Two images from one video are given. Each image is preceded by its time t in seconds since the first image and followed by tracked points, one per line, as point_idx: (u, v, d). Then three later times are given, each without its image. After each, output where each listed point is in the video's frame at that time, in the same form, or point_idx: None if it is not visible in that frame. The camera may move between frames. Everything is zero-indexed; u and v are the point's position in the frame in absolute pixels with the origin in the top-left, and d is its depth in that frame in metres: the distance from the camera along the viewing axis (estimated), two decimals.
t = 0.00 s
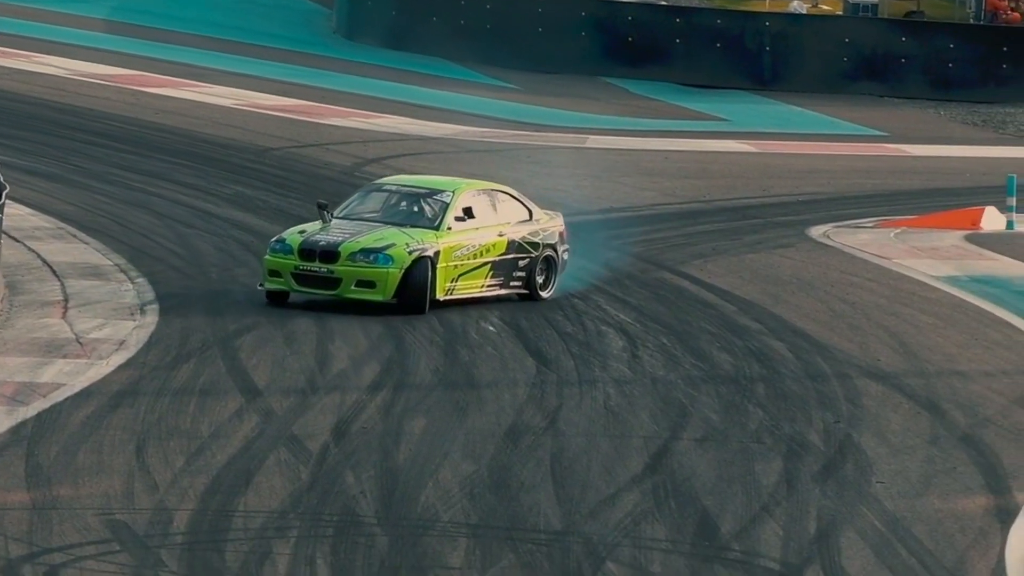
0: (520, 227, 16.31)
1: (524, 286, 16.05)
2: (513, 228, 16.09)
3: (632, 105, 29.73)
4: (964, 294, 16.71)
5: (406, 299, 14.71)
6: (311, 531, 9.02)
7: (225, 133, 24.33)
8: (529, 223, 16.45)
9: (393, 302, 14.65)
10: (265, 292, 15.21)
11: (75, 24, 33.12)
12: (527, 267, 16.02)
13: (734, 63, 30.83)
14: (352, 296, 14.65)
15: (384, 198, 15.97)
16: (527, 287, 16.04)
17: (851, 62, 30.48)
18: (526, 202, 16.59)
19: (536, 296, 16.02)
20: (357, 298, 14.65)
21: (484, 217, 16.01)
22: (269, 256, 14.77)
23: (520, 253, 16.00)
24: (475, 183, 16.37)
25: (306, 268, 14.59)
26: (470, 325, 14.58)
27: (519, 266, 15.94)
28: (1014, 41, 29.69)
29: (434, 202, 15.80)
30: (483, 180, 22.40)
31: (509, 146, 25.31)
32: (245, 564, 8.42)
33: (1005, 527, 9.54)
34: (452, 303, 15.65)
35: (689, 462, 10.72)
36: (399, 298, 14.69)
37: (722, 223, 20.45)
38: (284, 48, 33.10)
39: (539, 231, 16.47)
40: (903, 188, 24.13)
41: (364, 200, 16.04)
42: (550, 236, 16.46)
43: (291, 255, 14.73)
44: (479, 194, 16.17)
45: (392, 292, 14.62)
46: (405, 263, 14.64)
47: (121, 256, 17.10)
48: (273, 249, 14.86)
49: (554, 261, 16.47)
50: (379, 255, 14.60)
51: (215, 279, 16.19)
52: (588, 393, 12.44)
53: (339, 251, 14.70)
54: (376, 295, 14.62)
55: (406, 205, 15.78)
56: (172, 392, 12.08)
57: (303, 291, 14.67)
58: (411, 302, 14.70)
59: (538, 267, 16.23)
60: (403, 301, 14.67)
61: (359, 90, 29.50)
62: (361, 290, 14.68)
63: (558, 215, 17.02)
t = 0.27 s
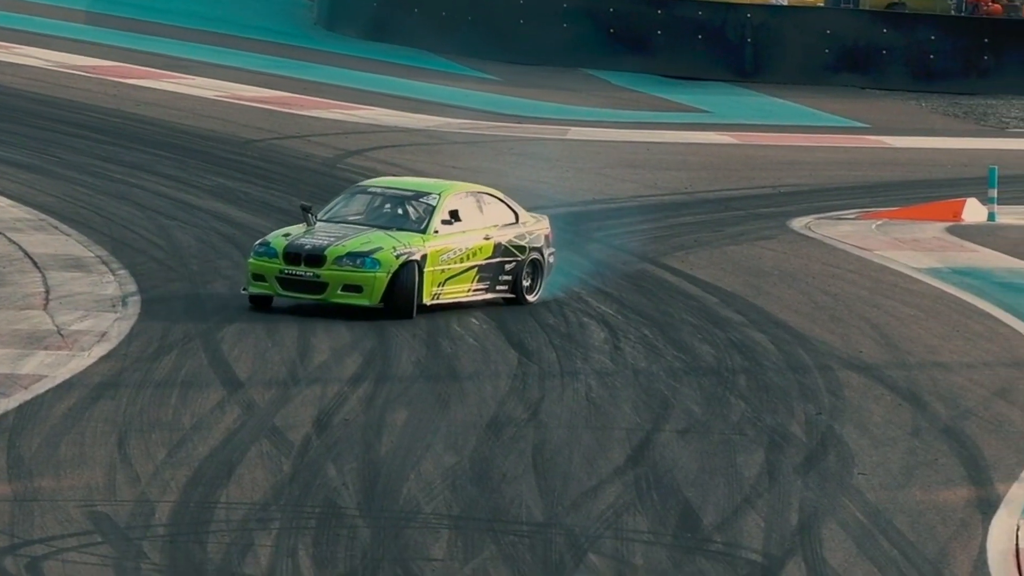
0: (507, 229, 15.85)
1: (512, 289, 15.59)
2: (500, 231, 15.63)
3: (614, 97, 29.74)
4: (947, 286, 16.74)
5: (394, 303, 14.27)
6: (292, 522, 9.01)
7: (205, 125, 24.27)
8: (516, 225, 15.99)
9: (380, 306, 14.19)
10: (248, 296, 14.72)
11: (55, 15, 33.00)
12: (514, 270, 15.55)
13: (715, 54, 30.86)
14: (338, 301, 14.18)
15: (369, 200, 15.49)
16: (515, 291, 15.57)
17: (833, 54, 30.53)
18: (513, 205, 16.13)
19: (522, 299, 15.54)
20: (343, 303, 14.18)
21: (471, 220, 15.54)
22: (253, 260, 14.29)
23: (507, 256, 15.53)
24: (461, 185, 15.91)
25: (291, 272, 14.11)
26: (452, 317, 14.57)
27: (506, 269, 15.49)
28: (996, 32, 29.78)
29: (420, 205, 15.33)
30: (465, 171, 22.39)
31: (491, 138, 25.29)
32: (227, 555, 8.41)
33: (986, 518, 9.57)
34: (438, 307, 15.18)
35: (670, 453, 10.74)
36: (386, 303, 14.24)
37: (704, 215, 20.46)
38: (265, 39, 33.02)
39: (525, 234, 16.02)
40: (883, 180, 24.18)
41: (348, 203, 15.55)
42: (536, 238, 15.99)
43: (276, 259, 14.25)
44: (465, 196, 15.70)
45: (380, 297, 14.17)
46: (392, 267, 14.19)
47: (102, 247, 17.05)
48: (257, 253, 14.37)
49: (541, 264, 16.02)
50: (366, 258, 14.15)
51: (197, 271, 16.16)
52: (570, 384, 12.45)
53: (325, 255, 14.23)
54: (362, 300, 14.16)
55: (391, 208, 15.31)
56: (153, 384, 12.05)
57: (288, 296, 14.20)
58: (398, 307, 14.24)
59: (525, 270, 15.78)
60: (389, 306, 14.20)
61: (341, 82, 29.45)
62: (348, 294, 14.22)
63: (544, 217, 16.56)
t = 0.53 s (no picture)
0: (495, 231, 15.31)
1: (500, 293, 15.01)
2: (488, 234, 15.10)
3: (598, 89, 29.73)
4: (933, 278, 16.76)
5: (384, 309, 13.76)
6: (278, 514, 9.00)
7: (190, 116, 24.20)
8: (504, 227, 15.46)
9: (370, 312, 13.68)
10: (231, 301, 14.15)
11: (40, 7, 32.89)
12: (502, 274, 14.99)
13: (701, 46, 30.88)
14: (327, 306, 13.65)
15: (353, 203, 14.94)
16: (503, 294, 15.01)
17: (818, 46, 30.55)
18: (500, 207, 15.60)
19: (510, 303, 15.01)
20: (332, 308, 13.66)
21: (459, 222, 15.01)
22: (238, 265, 13.71)
23: (496, 259, 15.01)
24: (449, 188, 15.36)
25: (278, 277, 13.55)
26: (438, 308, 14.61)
27: (495, 272, 14.95)
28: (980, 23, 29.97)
29: (408, 209, 14.79)
30: (450, 163, 22.37)
31: (477, 130, 25.27)
32: (213, 547, 8.40)
33: (971, 509, 9.59)
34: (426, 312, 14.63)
35: (656, 444, 10.75)
36: (376, 309, 13.73)
37: (690, 206, 20.47)
38: (250, 31, 32.94)
39: (513, 235, 15.48)
40: (867, 171, 24.21)
41: (334, 205, 14.97)
42: (523, 240, 15.46)
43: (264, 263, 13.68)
44: (453, 198, 15.17)
45: (370, 302, 13.65)
46: (383, 272, 13.68)
47: (87, 239, 17.01)
48: (244, 257, 13.79)
49: (529, 266, 15.47)
50: (356, 263, 13.62)
51: (181, 263, 16.13)
52: (555, 376, 12.46)
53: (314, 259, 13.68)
54: (352, 306, 13.63)
55: (378, 212, 14.76)
56: (138, 375, 12.03)
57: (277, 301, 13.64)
58: (390, 311, 13.71)
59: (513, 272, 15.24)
60: (380, 311, 13.69)
61: (326, 73, 29.38)
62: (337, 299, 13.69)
63: (529, 218, 15.99)
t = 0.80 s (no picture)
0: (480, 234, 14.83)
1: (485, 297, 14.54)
2: (474, 236, 14.64)
3: (585, 79, 29.71)
4: (920, 269, 16.76)
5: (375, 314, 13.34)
6: (264, 505, 8.99)
7: (176, 107, 24.15)
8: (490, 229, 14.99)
9: (361, 317, 13.26)
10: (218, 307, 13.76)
11: None
12: (486, 276, 14.50)
13: (688, 37, 30.88)
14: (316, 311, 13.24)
15: (338, 205, 14.48)
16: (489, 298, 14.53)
17: (805, 37, 30.56)
18: (486, 209, 15.15)
19: (497, 306, 14.52)
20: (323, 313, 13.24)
21: (447, 224, 14.54)
22: (224, 270, 13.33)
23: (483, 262, 14.54)
24: (435, 189, 14.91)
25: (267, 283, 13.16)
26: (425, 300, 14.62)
27: (481, 275, 14.47)
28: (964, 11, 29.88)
29: (395, 211, 14.34)
30: (437, 154, 22.34)
31: (463, 121, 25.23)
32: (199, 538, 8.39)
33: (957, 500, 9.60)
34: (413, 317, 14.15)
35: (643, 436, 10.75)
36: (367, 314, 13.30)
37: (676, 197, 20.47)
38: (237, 22, 32.87)
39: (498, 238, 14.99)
40: (854, 162, 24.22)
41: (319, 208, 14.50)
42: (509, 243, 14.97)
43: (252, 268, 13.28)
44: (439, 199, 14.71)
45: (361, 307, 13.23)
46: (373, 277, 13.26)
47: (73, 229, 16.98)
48: (231, 263, 13.39)
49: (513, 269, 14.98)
50: (345, 267, 13.22)
51: (168, 254, 16.10)
52: (542, 367, 12.46)
53: (303, 264, 13.26)
54: (343, 311, 13.22)
55: (365, 214, 14.31)
56: (125, 366, 12.02)
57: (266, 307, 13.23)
58: (382, 317, 13.29)
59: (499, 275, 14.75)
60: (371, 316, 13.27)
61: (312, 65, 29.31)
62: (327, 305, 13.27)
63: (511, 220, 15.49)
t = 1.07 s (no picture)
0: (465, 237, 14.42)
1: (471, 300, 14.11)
2: (461, 240, 14.22)
3: (574, 70, 29.70)
4: (911, 261, 16.76)
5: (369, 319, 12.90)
6: (255, 496, 8.98)
7: (166, 98, 24.10)
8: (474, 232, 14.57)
9: (355, 323, 12.80)
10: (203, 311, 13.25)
11: None
12: (473, 280, 14.03)
13: (678, 27, 30.88)
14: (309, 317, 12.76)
15: (324, 208, 14.00)
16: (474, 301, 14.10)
17: (795, 27, 30.59)
18: (470, 212, 14.72)
19: (482, 310, 14.04)
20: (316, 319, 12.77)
21: (433, 227, 14.10)
22: (212, 275, 12.82)
23: (468, 265, 14.07)
24: (420, 192, 14.46)
25: (258, 288, 12.67)
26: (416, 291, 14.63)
27: (466, 278, 14.03)
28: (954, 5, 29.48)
29: (383, 215, 13.88)
30: (427, 145, 22.31)
31: (453, 112, 25.20)
32: (190, 530, 8.38)
33: (947, 491, 9.62)
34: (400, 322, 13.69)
35: (633, 427, 10.76)
36: (361, 320, 12.85)
37: (666, 188, 20.47)
38: (227, 13, 32.80)
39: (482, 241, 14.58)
40: (844, 154, 24.23)
41: (303, 212, 14.00)
42: (492, 246, 14.56)
43: (242, 273, 12.78)
44: (425, 202, 14.26)
45: (355, 313, 12.79)
46: (367, 281, 12.82)
47: (62, 220, 16.94)
48: (220, 268, 12.88)
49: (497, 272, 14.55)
50: (338, 272, 12.76)
51: (158, 245, 16.08)
52: (532, 358, 12.46)
53: (295, 269, 12.79)
54: (336, 317, 12.77)
55: (352, 218, 13.84)
56: (115, 358, 12.00)
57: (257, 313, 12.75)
58: (376, 322, 12.83)
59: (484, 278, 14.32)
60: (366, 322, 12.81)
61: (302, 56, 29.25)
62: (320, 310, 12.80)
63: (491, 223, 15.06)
